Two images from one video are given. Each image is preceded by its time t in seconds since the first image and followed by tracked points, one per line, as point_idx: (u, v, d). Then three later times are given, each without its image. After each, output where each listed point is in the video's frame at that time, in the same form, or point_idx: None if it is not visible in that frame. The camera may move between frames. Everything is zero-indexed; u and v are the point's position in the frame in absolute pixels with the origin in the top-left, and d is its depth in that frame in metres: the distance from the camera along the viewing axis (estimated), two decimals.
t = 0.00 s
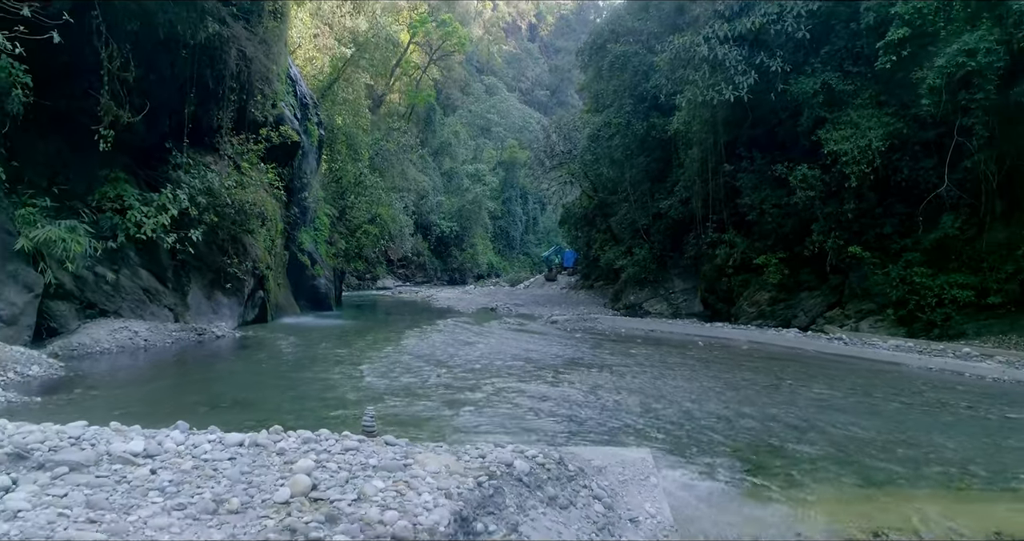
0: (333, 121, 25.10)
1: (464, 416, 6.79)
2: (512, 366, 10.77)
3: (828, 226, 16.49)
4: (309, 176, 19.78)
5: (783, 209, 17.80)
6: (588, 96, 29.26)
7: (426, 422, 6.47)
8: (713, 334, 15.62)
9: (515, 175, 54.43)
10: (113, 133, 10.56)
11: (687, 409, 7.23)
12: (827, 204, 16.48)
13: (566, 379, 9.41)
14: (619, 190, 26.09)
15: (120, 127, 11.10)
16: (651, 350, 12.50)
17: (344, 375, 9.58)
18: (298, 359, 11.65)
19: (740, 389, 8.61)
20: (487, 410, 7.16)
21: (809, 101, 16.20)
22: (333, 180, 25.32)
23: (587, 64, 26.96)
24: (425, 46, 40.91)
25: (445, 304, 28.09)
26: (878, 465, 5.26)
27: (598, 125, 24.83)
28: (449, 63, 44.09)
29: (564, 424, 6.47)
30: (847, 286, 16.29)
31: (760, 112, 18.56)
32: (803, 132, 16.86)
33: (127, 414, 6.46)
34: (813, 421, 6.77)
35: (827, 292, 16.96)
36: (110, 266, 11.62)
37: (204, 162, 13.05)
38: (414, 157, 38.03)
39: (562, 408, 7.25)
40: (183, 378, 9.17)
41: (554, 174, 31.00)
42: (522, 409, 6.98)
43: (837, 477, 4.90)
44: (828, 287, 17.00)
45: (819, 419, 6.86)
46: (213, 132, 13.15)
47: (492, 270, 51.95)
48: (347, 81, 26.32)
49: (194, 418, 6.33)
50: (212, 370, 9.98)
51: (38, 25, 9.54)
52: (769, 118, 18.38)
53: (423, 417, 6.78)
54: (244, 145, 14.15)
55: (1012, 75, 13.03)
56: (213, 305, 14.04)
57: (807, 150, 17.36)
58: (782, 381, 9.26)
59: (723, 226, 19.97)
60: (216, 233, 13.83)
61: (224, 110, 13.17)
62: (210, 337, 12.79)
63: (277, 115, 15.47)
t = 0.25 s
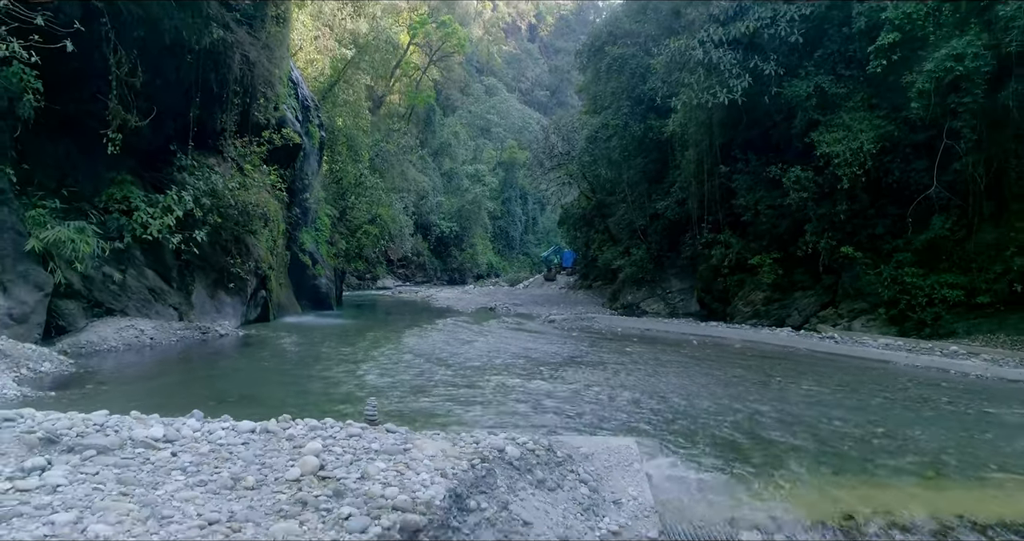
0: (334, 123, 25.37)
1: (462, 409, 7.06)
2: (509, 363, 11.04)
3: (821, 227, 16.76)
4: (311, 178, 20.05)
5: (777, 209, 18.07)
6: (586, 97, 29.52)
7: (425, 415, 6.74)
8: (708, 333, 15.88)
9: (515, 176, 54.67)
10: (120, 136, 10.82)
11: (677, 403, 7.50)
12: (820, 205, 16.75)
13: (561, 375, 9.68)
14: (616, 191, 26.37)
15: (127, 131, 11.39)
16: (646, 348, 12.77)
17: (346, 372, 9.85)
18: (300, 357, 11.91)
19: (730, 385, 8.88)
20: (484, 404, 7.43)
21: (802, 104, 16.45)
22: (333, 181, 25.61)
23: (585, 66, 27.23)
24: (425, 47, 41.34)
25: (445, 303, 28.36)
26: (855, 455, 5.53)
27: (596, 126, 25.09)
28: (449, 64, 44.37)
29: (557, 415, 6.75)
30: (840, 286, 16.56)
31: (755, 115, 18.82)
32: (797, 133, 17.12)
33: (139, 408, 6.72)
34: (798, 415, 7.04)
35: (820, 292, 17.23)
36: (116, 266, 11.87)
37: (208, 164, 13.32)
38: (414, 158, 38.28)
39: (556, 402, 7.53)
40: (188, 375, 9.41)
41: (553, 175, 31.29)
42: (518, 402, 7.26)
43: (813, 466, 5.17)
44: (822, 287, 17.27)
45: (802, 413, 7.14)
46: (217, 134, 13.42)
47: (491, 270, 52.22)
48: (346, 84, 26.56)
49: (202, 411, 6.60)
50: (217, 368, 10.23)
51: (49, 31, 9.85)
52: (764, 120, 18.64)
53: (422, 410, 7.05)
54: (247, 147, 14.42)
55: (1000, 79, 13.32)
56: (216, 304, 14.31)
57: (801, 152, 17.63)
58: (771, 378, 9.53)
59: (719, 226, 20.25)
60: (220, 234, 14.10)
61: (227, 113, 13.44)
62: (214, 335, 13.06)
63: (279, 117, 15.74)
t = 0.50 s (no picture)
0: (335, 124, 25.65)
1: (460, 404, 7.32)
2: (507, 360, 11.31)
3: (815, 228, 17.03)
4: (312, 179, 20.33)
5: (772, 210, 18.34)
6: (584, 99, 29.79)
7: (425, 408, 7.01)
8: (703, 332, 16.14)
9: (515, 176, 54.95)
10: (128, 138, 11.14)
11: (669, 399, 7.77)
12: (813, 206, 17.03)
13: (558, 372, 9.95)
14: (614, 192, 26.64)
15: (133, 134, 11.68)
16: (642, 347, 13.04)
17: (348, 369, 10.13)
18: (303, 355, 12.18)
19: (720, 381, 9.14)
20: (482, 399, 7.69)
21: (796, 107, 16.72)
22: (334, 181, 25.90)
23: (583, 68, 27.51)
24: (425, 49, 41.94)
25: (445, 303, 28.63)
26: (834, 446, 5.80)
27: (594, 128, 25.36)
28: (449, 64, 44.67)
29: (552, 409, 7.01)
30: (833, 286, 16.82)
31: (750, 117, 19.09)
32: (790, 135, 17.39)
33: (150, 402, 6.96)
34: (784, 409, 7.31)
35: (815, 291, 17.51)
36: (123, 266, 12.14)
37: (212, 166, 13.59)
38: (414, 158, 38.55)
39: (551, 397, 7.80)
40: (194, 372, 9.66)
41: (552, 175, 31.59)
42: (514, 396, 7.53)
43: (792, 457, 5.44)
44: (816, 287, 17.54)
45: (787, 408, 7.41)
46: (220, 136, 13.69)
47: (491, 270, 52.49)
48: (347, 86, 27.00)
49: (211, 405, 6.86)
50: (222, 365, 10.49)
51: (61, 39, 10.18)
52: (759, 122, 18.91)
53: (423, 404, 7.32)
54: (250, 149, 14.70)
55: (987, 83, 13.60)
56: (220, 303, 14.57)
57: (795, 153, 17.90)
58: (761, 374, 9.80)
59: (715, 227, 20.52)
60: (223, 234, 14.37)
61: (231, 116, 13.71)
62: (218, 334, 13.32)
63: (281, 120, 16.02)
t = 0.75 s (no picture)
0: (336, 125, 25.92)
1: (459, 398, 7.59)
2: (505, 358, 11.58)
3: (809, 228, 17.30)
4: (313, 180, 20.61)
5: (767, 211, 18.59)
6: (583, 100, 30.07)
7: (425, 402, 7.28)
8: (698, 331, 16.39)
9: (514, 177, 55.26)
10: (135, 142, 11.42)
11: (660, 394, 8.04)
12: (807, 207, 17.29)
13: (555, 369, 10.22)
14: (612, 193, 26.93)
15: (140, 137, 11.96)
16: (637, 345, 13.31)
17: (350, 366, 10.40)
18: (305, 353, 12.44)
19: (712, 378, 9.41)
20: (480, 394, 7.96)
21: (790, 109, 16.99)
22: (335, 182, 26.16)
23: (581, 70, 27.78)
24: (425, 50, 42.21)
25: (444, 302, 28.90)
26: (815, 437, 6.08)
27: (592, 130, 25.62)
28: (449, 65, 44.98)
29: (548, 403, 7.28)
30: (827, 286, 17.08)
31: (746, 119, 19.36)
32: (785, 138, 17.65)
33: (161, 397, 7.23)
34: (771, 404, 7.58)
35: (808, 291, 17.77)
36: (129, 266, 12.39)
37: (216, 168, 13.85)
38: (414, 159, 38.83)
39: (547, 392, 8.06)
40: (199, 369, 9.91)
41: (551, 176, 31.88)
42: (511, 391, 7.80)
43: (774, 447, 5.71)
44: (810, 287, 17.80)
45: (774, 402, 7.68)
46: (224, 139, 13.96)
47: (491, 270, 52.76)
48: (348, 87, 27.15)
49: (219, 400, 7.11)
50: (227, 364, 10.75)
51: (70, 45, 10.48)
52: (754, 124, 19.18)
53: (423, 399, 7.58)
54: (253, 152, 14.96)
55: (976, 86, 13.86)
56: (223, 302, 14.84)
57: (789, 155, 18.17)
58: (751, 371, 10.08)
59: (711, 227, 20.80)
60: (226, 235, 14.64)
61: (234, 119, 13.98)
62: (222, 332, 13.57)
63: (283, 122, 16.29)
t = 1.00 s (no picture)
0: (337, 127, 26.23)
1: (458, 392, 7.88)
2: (503, 354, 11.88)
3: (803, 229, 17.57)
4: (314, 181, 20.87)
5: (761, 211, 18.85)
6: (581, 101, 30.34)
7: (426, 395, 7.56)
8: (694, 330, 16.66)
9: (514, 177, 55.58)
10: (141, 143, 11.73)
11: (652, 388, 8.32)
12: (801, 208, 17.57)
13: (551, 365, 10.51)
14: (610, 193, 27.21)
15: (147, 139, 12.25)
16: (633, 342, 13.60)
17: (352, 363, 10.66)
18: (308, 350, 12.71)
19: (703, 374, 9.70)
20: (478, 388, 8.25)
21: (784, 111, 17.27)
22: (336, 182, 26.45)
23: (579, 72, 28.05)
24: (425, 51, 42.46)
25: (444, 302, 29.19)
26: (797, 428, 6.37)
27: (590, 131, 25.92)
28: (449, 66, 45.28)
29: (544, 396, 7.57)
30: (821, 285, 17.35)
31: (741, 120, 19.62)
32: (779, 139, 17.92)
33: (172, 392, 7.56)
34: (758, 397, 7.87)
35: (803, 290, 18.04)
36: (135, 265, 12.65)
37: (220, 169, 14.11)
38: (415, 159, 39.11)
39: (543, 386, 8.35)
40: (204, 366, 10.16)
41: (550, 176, 32.16)
42: (509, 385, 8.08)
43: (757, 437, 6.00)
44: (804, 286, 18.08)
45: (761, 395, 7.97)
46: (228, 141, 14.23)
47: (490, 270, 53.06)
48: (348, 89, 27.43)
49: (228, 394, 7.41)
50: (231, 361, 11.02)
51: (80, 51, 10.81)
52: (748, 126, 19.44)
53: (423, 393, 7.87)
54: (256, 153, 15.22)
55: (965, 89, 14.12)
56: (227, 301, 15.12)
57: (784, 156, 18.43)
58: (742, 367, 10.37)
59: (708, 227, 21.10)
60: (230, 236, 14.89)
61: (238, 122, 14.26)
62: (225, 330, 13.83)
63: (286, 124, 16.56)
